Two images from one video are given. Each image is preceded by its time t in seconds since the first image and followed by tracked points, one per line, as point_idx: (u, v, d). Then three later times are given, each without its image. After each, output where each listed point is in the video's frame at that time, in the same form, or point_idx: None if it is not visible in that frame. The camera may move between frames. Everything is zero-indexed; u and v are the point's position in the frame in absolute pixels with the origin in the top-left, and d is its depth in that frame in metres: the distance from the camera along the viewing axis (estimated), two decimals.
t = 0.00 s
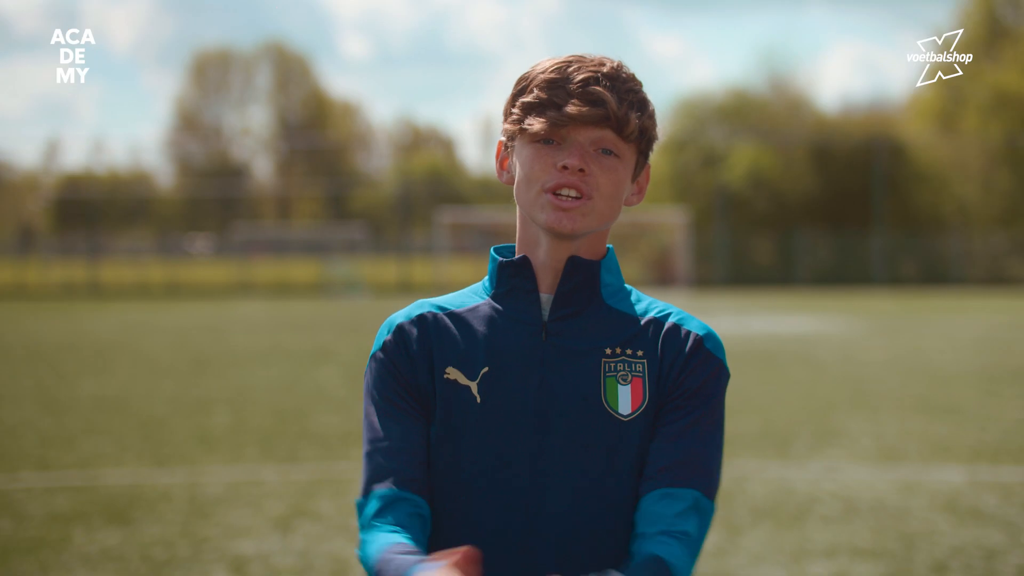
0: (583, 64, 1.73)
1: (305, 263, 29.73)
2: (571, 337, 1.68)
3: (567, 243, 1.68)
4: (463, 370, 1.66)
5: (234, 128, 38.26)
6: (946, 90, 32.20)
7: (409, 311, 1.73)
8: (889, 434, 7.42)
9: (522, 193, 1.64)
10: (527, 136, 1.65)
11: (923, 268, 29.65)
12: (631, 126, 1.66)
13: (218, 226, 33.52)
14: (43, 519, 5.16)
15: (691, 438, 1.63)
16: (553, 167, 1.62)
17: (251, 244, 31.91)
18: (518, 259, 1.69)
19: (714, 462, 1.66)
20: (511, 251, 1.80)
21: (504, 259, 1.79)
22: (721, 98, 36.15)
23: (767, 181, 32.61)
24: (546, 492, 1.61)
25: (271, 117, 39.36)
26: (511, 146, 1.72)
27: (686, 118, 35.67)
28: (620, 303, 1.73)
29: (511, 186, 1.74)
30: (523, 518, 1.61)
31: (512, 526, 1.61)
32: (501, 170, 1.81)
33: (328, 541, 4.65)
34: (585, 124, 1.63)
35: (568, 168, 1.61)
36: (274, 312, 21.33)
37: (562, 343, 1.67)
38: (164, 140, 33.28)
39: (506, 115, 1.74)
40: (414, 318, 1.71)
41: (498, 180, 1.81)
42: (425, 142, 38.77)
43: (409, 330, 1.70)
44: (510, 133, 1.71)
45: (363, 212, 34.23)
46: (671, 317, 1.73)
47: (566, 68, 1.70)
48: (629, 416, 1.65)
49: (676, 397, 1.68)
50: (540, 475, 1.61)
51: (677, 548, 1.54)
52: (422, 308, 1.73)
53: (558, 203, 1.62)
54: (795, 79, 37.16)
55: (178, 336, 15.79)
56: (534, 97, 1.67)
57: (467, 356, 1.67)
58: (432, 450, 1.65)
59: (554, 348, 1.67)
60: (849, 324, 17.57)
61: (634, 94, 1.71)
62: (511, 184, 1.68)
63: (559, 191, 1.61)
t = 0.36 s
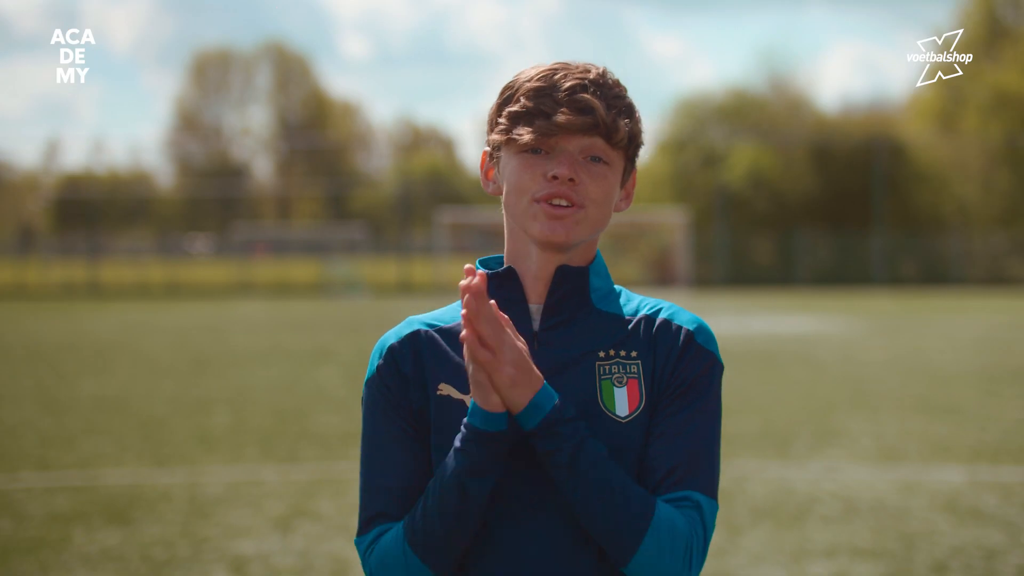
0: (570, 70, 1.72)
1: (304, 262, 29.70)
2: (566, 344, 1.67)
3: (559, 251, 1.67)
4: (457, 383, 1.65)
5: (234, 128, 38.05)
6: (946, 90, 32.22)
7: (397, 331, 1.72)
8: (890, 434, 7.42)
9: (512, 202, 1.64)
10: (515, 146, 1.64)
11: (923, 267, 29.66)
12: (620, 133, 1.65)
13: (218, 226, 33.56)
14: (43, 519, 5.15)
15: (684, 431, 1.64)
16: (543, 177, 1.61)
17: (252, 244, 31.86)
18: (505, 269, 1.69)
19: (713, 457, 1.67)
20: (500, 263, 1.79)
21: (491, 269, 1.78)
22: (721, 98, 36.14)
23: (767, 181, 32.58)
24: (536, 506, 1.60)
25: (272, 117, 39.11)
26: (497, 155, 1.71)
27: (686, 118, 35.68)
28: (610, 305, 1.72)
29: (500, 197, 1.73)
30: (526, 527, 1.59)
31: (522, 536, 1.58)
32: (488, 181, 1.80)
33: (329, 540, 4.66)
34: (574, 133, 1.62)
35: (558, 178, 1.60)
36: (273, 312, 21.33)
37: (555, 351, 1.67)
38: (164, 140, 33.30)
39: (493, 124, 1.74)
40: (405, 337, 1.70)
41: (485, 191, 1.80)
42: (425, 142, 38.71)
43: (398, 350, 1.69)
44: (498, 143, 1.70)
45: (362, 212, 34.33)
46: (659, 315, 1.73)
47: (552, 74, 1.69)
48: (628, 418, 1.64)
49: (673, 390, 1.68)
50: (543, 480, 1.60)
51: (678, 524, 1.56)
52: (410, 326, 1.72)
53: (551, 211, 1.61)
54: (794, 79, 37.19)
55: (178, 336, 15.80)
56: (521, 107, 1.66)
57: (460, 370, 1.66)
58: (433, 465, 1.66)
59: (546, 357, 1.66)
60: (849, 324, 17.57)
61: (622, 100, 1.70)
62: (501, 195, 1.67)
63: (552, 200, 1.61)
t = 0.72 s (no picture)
0: (554, 71, 1.72)
1: (304, 262, 29.72)
2: (571, 347, 1.67)
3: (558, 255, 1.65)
4: (464, 391, 1.65)
5: (234, 128, 38.04)
6: (946, 90, 32.25)
7: (394, 336, 1.73)
8: (890, 434, 7.43)
9: (509, 209, 1.63)
10: (509, 152, 1.64)
11: (923, 267, 29.67)
12: (610, 132, 1.65)
13: (218, 226, 33.53)
14: (43, 518, 5.15)
15: (697, 431, 1.65)
16: (538, 181, 1.61)
17: (252, 244, 31.85)
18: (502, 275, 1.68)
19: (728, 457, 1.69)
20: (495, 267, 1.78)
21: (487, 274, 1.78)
22: (721, 97, 36.14)
23: (767, 182, 32.58)
24: (542, 509, 1.59)
25: (272, 117, 39.08)
26: (488, 163, 1.71)
27: (686, 118, 35.71)
28: (605, 306, 1.72)
29: (492, 203, 1.72)
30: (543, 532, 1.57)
31: (536, 537, 1.57)
32: (479, 188, 1.79)
33: (329, 540, 4.66)
34: (565, 134, 1.62)
35: (553, 180, 1.60)
36: (273, 312, 21.34)
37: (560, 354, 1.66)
38: (164, 141, 33.29)
39: (481, 131, 1.73)
40: (406, 342, 1.70)
41: (476, 198, 1.80)
42: (425, 142, 38.69)
43: (398, 357, 1.69)
44: (488, 150, 1.69)
45: (362, 212, 34.35)
46: (657, 315, 1.74)
47: (538, 78, 1.68)
48: (637, 421, 1.64)
49: (681, 391, 1.68)
50: (553, 480, 1.60)
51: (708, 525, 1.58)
52: (409, 331, 1.72)
53: (548, 216, 1.60)
54: (794, 79, 37.18)
55: (178, 336, 15.80)
56: (509, 112, 1.65)
57: (464, 373, 1.66)
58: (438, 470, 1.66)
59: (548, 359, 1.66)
60: (849, 324, 17.57)
61: (608, 98, 1.70)
62: (495, 202, 1.67)
63: (548, 204, 1.60)
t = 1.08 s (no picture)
0: (535, 64, 1.70)
1: (304, 262, 29.74)
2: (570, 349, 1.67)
3: (555, 251, 1.66)
4: (464, 392, 1.65)
5: (234, 129, 38.06)
6: (946, 90, 32.30)
7: (393, 332, 1.72)
8: (890, 434, 7.42)
9: (500, 207, 1.63)
10: (495, 150, 1.64)
11: (922, 267, 29.67)
12: (597, 123, 1.64)
13: (218, 226, 33.53)
14: (42, 519, 5.15)
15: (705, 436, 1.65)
16: (529, 178, 1.61)
17: (251, 244, 31.81)
18: (504, 275, 1.67)
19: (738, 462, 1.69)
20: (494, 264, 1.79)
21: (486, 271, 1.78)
22: (721, 98, 36.18)
23: (767, 182, 32.56)
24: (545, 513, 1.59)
25: (273, 117, 39.09)
26: (477, 162, 1.71)
27: (686, 118, 35.77)
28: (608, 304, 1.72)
29: (484, 202, 1.72)
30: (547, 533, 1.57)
31: (542, 540, 1.57)
32: (469, 185, 1.79)
33: (329, 540, 4.66)
34: (552, 128, 1.61)
35: (544, 176, 1.60)
36: (273, 312, 21.34)
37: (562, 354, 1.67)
38: (164, 140, 33.26)
39: (466, 130, 1.73)
40: (405, 339, 1.69)
41: (468, 197, 1.79)
42: (424, 142, 38.71)
43: (397, 353, 1.69)
44: (475, 150, 1.69)
45: (363, 212, 34.35)
46: (659, 312, 1.72)
47: (520, 72, 1.67)
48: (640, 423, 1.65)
49: (688, 394, 1.68)
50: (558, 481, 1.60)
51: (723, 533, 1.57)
52: (409, 327, 1.72)
53: (542, 213, 1.61)
54: (794, 80, 37.20)
55: (178, 336, 15.80)
56: (493, 110, 1.65)
57: (465, 372, 1.66)
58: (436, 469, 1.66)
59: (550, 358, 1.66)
60: (849, 324, 17.58)
61: (593, 86, 1.69)
62: (486, 202, 1.67)
63: (541, 202, 1.60)
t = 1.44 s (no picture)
0: (540, 52, 1.70)
1: (304, 262, 29.78)
2: (560, 350, 1.67)
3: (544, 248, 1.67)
4: (452, 395, 1.65)
5: (234, 129, 38.07)
6: (946, 90, 32.37)
7: (389, 327, 1.74)
8: (890, 433, 7.42)
9: (491, 201, 1.64)
10: (488, 140, 1.64)
11: (923, 267, 29.67)
12: (593, 119, 1.63)
13: (218, 226, 33.59)
14: (43, 519, 5.15)
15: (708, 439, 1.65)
16: (517, 174, 1.61)
17: (251, 244, 31.81)
18: (495, 273, 1.68)
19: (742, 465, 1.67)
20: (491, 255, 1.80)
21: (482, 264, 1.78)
22: (721, 98, 36.21)
23: (767, 182, 32.59)
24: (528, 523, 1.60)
25: (273, 117, 39.10)
26: (473, 151, 1.71)
27: (686, 118, 35.82)
28: (608, 301, 1.72)
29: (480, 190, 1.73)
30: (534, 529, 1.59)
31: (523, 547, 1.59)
32: (467, 173, 1.80)
33: (329, 540, 4.66)
34: (547, 122, 1.61)
35: (533, 173, 1.60)
36: (273, 312, 21.35)
37: (553, 358, 1.66)
38: (165, 140, 33.23)
39: (464, 116, 1.73)
40: (398, 336, 1.71)
41: (465, 183, 1.81)
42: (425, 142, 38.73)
43: (389, 348, 1.71)
44: (472, 136, 1.70)
45: (363, 212, 34.36)
46: (655, 309, 1.72)
47: (522, 61, 1.67)
48: (628, 434, 1.64)
49: (684, 404, 1.68)
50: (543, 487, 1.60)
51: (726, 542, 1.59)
52: (405, 319, 1.74)
53: (529, 213, 1.61)
54: (794, 80, 37.23)
55: (178, 336, 15.80)
56: (488, 99, 1.65)
57: (456, 375, 1.66)
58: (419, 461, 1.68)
59: (541, 362, 1.66)
60: (849, 324, 17.59)
61: (596, 80, 1.67)
62: (478, 192, 1.67)
63: (529, 198, 1.60)
